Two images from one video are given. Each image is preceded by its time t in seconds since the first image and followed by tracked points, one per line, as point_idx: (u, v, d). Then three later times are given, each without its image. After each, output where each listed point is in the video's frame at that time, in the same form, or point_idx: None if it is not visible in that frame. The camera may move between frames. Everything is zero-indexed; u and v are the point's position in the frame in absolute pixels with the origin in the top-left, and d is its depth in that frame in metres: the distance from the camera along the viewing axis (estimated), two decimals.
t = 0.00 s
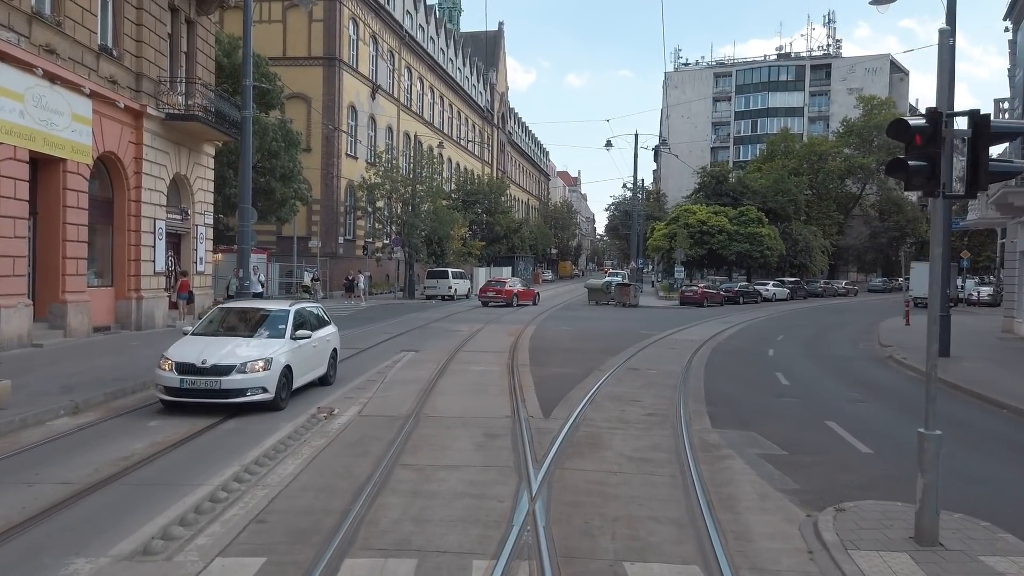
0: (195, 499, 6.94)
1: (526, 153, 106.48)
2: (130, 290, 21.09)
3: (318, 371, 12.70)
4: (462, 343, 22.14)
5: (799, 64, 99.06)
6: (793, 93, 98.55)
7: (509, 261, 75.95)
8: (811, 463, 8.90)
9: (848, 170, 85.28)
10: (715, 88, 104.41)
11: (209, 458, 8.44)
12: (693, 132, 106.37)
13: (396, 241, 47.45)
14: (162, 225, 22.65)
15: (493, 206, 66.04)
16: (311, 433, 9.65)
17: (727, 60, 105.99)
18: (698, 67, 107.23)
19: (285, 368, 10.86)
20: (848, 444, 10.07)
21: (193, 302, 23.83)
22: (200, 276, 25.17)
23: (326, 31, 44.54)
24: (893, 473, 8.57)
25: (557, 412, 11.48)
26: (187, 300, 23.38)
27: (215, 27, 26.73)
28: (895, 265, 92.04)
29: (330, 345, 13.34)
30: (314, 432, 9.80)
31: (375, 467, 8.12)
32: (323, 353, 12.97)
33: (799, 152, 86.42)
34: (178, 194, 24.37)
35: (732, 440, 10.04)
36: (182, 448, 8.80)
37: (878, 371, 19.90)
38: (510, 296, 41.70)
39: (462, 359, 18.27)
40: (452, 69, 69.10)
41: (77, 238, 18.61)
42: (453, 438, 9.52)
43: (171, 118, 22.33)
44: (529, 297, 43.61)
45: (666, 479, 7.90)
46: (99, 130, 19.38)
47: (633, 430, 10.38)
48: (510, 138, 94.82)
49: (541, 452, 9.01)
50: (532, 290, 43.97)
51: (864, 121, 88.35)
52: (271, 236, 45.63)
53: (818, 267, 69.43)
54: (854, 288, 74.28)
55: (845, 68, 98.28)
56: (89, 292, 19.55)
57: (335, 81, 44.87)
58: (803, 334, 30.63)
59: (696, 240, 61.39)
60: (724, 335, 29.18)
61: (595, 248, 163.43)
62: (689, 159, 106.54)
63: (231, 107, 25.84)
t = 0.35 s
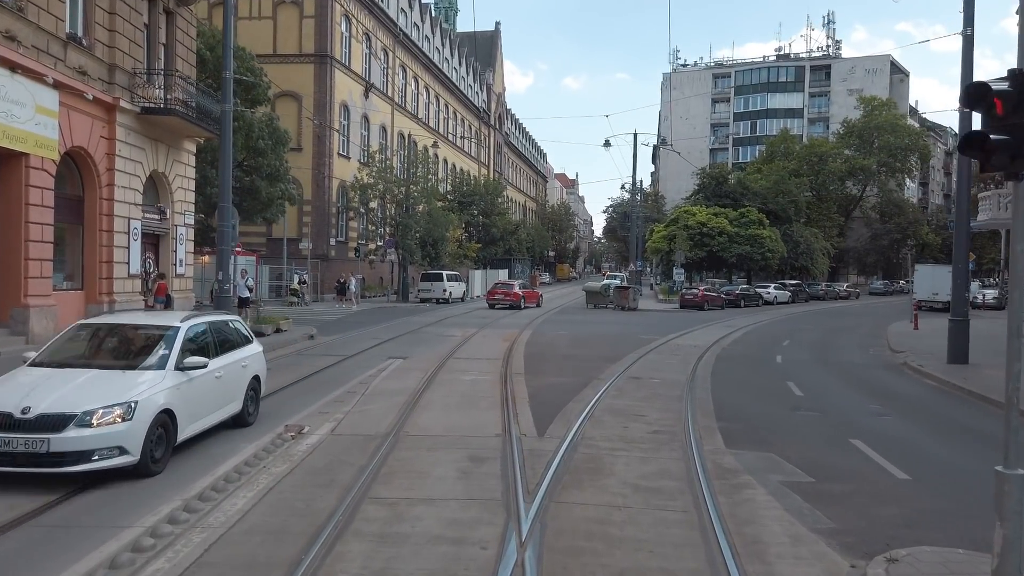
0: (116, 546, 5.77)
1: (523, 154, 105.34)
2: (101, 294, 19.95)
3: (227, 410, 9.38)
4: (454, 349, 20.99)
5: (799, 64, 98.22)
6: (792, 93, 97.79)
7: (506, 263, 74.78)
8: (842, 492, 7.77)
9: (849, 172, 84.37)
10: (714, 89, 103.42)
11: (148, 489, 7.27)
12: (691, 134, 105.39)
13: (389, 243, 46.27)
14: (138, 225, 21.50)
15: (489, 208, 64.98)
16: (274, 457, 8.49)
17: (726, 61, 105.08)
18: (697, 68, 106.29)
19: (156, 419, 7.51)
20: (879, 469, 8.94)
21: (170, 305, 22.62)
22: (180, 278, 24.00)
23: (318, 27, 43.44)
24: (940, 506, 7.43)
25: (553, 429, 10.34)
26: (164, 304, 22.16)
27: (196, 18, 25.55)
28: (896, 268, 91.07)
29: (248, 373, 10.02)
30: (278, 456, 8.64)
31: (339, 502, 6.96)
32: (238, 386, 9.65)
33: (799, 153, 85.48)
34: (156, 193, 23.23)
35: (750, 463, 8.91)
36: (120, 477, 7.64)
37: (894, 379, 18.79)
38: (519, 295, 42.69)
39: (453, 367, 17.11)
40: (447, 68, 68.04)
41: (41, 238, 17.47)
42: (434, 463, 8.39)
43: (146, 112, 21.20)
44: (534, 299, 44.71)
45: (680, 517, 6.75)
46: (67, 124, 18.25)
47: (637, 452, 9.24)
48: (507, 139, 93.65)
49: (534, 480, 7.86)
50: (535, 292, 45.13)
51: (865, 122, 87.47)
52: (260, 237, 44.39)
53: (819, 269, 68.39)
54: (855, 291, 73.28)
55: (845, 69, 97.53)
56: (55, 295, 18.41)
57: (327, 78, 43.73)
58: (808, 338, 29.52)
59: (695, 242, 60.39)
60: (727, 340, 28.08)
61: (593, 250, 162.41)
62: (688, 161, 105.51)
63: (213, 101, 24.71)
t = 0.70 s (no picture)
0: None
1: (519, 156, 104.29)
2: (67, 298, 18.75)
3: (27, 493, 5.85)
4: (444, 355, 19.88)
5: (797, 65, 97.29)
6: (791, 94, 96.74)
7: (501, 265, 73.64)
8: (880, 529, 6.68)
9: (849, 173, 83.43)
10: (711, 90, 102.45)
11: (58, 532, 6.10)
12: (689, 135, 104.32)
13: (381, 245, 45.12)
14: (108, 224, 20.31)
15: (484, 209, 63.88)
16: (221, 487, 7.31)
17: (723, 62, 104.15)
18: (694, 69, 105.31)
19: None
20: (916, 498, 7.84)
21: (143, 310, 21.37)
22: (155, 281, 22.79)
23: (307, 23, 42.28)
24: (1001, 551, 6.31)
25: (546, 450, 9.22)
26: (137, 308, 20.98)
27: (174, 7, 24.35)
28: (896, 270, 90.09)
29: (72, 431, 6.41)
30: (225, 485, 7.46)
31: (284, 550, 5.79)
32: (48, 453, 6.09)
33: (798, 154, 84.55)
34: (130, 190, 22.04)
35: (770, 491, 7.78)
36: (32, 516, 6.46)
37: (911, 387, 17.67)
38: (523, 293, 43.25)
39: (439, 376, 15.93)
40: (442, 67, 66.88)
41: None
42: (407, 493, 7.28)
43: (117, 105, 20.04)
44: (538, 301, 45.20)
45: (695, 567, 5.61)
46: (26, 115, 17.12)
47: (641, 478, 8.09)
48: (502, 140, 92.51)
49: (520, 517, 6.70)
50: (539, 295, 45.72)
51: (865, 123, 86.50)
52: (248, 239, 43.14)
53: (819, 271, 67.36)
54: (855, 294, 72.29)
55: (844, 69, 96.69)
56: (14, 299, 17.22)
57: (316, 75, 42.54)
58: (813, 343, 28.42)
59: (694, 244, 59.30)
60: (729, 344, 26.99)
61: (590, 253, 161.42)
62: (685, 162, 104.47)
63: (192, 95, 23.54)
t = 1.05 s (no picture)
0: None
1: (514, 157, 103.30)
2: (26, 300, 17.52)
3: None
4: (431, 362, 18.77)
5: (794, 66, 96.44)
6: (788, 95, 95.82)
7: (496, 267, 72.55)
8: None
9: (847, 174, 82.59)
10: (708, 90, 101.52)
11: None
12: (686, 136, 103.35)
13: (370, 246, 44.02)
14: (74, 223, 19.13)
15: (478, 210, 62.80)
16: (146, 529, 6.11)
17: (720, 62, 103.22)
18: (691, 70, 104.33)
19: None
20: (966, 537, 6.73)
21: (112, 314, 20.20)
22: (126, 283, 21.62)
23: (295, 18, 41.13)
24: None
25: (535, 476, 8.07)
26: (105, 312, 19.80)
27: None
28: (894, 272, 89.22)
29: None
30: (153, 524, 6.28)
31: None
32: None
33: (796, 155, 83.69)
34: (99, 187, 20.88)
35: (798, 529, 6.63)
36: None
37: (928, 396, 16.61)
38: (526, 296, 43.77)
39: (424, 385, 14.79)
40: (435, 66, 65.76)
41: None
42: (368, 535, 6.12)
43: (83, 96, 18.87)
44: (540, 302, 45.87)
45: None
46: None
47: (645, 512, 6.95)
48: (497, 140, 91.47)
49: (502, 567, 5.54)
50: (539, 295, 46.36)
51: (863, 124, 85.60)
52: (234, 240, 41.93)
53: (819, 274, 66.40)
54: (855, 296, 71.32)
55: (841, 70, 95.93)
56: None
57: (304, 72, 41.38)
58: (817, 347, 27.32)
59: (692, 246, 58.30)
60: (731, 349, 25.90)
61: (586, 255, 160.63)
62: (682, 163, 103.52)
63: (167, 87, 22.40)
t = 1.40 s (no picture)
0: None
1: (508, 158, 102.17)
2: None
3: None
4: (415, 369, 17.58)
5: (791, 66, 95.57)
6: (785, 96, 94.87)
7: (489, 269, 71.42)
8: None
9: (845, 175, 81.70)
10: (704, 91, 100.55)
11: None
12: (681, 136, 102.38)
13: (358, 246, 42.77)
14: (33, 221, 17.88)
15: (471, 211, 61.65)
16: None
17: (716, 62, 102.30)
18: (686, 70, 103.34)
19: None
20: None
21: (75, 318, 18.96)
22: (92, 286, 20.37)
23: (281, 12, 39.89)
24: None
25: (518, 511, 6.89)
26: (67, 316, 18.55)
27: None
28: (892, 274, 88.36)
29: None
30: None
31: None
32: None
33: (793, 156, 82.82)
34: (63, 184, 19.65)
35: None
36: None
37: (947, 407, 15.51)
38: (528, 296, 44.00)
39: (403, 396, 13.59)
40: (427, 65, 64.58)
41: None
42: None
43: (43, 84, 17.65)
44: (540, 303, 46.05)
45: None
46: None
47: (650, 561, 5.77)
48: (491, 140, 90.34)
49: None
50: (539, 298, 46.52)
51: (861, 125, 84.68)
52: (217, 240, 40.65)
53: (817, 275, 65.45)
54: (854, 298, 70.34)
55: (838, 70, 95.28)
56: None
57: (290, 67, 40.14)
58: (821, 352, 26.19)
59: (688, 247, 57.26)
60: (732, 353, 24.77)
61: (581, 257, 159.68)
62: (678, 164, 102.57)
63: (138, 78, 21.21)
